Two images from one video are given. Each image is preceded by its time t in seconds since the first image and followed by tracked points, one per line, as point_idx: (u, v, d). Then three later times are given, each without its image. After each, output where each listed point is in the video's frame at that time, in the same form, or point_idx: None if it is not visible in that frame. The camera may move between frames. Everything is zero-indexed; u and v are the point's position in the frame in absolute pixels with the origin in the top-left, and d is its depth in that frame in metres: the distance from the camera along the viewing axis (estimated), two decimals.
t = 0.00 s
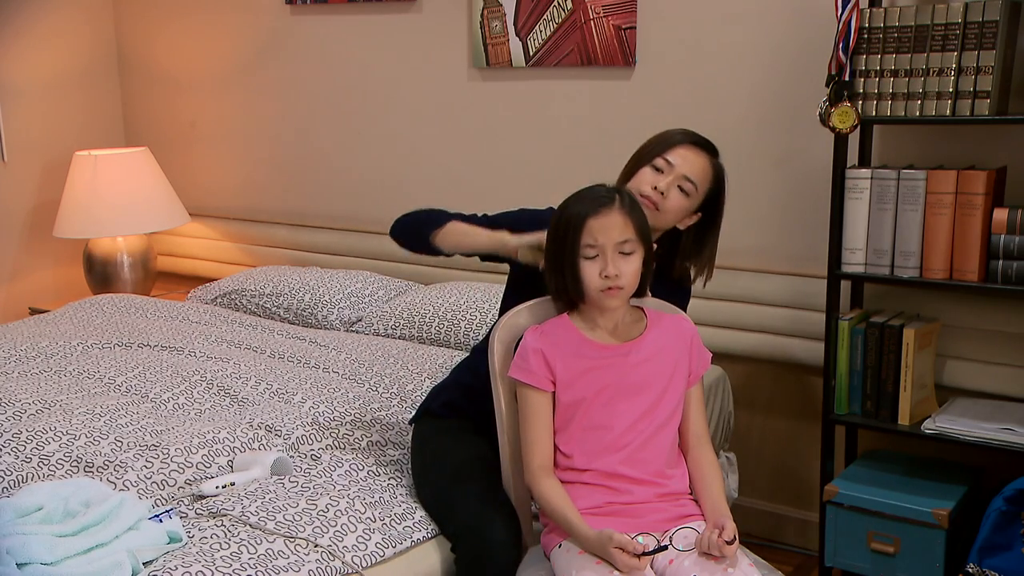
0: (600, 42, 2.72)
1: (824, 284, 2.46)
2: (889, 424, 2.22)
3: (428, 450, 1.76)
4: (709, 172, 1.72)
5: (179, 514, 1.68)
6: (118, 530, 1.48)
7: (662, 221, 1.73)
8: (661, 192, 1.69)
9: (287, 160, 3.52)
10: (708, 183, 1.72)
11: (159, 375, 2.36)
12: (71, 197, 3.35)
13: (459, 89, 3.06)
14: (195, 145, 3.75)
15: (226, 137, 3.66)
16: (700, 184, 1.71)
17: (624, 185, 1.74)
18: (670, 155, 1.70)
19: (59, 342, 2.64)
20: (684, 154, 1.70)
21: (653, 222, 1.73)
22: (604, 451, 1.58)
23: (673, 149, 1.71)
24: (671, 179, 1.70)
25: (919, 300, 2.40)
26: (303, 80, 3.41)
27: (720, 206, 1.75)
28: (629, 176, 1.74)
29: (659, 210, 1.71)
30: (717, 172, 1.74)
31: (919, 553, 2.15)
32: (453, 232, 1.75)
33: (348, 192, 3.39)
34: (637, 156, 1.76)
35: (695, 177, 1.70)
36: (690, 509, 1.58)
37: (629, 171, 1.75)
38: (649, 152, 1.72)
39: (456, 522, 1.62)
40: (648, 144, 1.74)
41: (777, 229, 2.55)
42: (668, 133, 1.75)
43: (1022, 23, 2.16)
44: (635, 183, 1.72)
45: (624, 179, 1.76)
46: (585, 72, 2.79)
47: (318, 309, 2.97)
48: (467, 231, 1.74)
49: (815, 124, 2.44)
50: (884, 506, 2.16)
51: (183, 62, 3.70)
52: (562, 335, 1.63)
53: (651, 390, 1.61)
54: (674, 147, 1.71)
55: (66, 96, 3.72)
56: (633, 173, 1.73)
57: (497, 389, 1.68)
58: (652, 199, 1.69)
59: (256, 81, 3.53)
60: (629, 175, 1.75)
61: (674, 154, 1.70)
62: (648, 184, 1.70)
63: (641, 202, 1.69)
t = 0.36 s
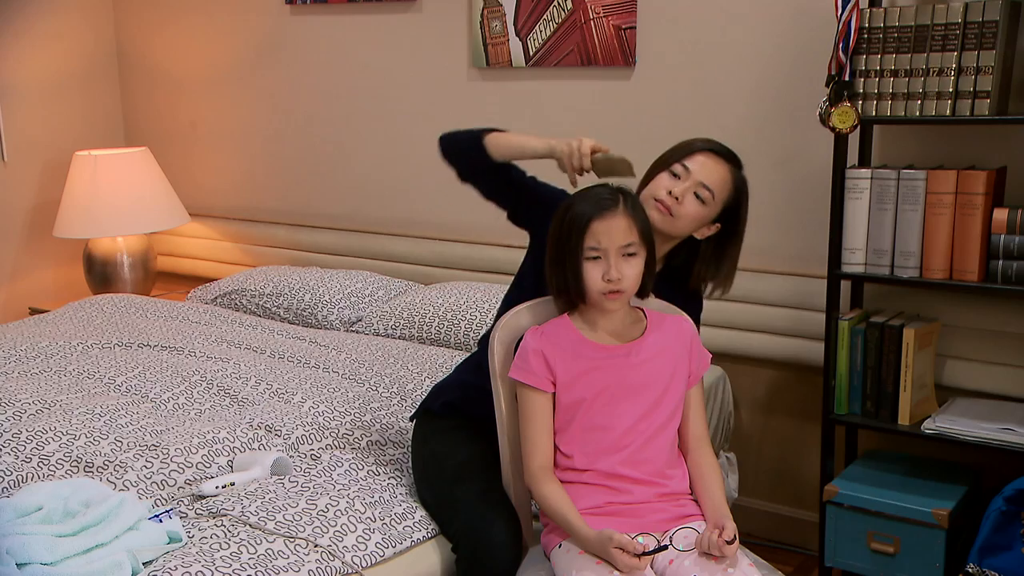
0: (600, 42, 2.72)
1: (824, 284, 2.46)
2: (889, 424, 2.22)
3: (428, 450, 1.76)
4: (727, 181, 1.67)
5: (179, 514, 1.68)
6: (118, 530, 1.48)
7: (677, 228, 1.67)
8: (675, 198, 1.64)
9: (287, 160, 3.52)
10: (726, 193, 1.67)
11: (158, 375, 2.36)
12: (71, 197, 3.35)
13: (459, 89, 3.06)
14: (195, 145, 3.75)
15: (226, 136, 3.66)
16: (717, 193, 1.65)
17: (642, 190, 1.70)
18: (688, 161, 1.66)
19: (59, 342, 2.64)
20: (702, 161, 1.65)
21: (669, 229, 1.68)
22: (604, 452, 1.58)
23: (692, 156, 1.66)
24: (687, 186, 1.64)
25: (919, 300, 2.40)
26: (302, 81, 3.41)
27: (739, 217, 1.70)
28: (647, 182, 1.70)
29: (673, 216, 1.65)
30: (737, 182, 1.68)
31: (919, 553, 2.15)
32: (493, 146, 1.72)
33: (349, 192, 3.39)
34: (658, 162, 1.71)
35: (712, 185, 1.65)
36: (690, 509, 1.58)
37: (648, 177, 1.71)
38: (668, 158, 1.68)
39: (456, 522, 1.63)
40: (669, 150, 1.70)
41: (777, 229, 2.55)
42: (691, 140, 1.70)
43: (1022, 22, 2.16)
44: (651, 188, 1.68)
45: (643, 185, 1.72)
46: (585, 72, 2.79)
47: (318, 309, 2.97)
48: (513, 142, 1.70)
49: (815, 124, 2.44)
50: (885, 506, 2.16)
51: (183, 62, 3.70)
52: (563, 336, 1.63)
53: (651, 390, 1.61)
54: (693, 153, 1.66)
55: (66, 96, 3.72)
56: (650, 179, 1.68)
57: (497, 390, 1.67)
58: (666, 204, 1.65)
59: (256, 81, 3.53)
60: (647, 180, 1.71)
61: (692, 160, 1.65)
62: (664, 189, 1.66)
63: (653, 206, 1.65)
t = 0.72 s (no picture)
0: (600, 42, 2.72)
1: (824, 284, 2.46)
2: (888, 424, 2.22)
3: (428, 450, 1.76)
4: (742, 193, 1.65)
5: (179, 514, 1.68)
6: (118, 530, 1.48)
7: (686, 238, 1.68)
8: (685, 209, 1.65)
9: (287, 160, 3.52)
10: (739, 205, 1.65)
11: (159, 375, 2.36)
12: (71, 198, 3.35)
13: (459, 89, 3.06)
14: (195, 145, 3.75)
15: (226, 137, 3.66)
16: (728, 205, 1.64)
17: (656, 196, 1.71)
18: (702, 171, 1.65)
19: (59, 342, 2.64)
20: (715, 172, 1.65)
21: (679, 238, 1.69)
22: (603, 452, 1.58)
23: (708, 167, 1.66)
24: (699, 197, 1.64)
25: (920, 300, 2.40)
26: (302, 81, 3.42)
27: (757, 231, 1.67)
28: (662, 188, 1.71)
29: (682, 226, 1.66)
30: (753, 194, 1.66)
31: (919, 553, 2.15)
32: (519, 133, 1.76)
33: (349, 192, 3.39)
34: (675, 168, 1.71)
35: (723, 196, 1.64)
36: (690, 509, 1.58)
37: (663, 183, 1.71)
38: (683, 167, 1.68)
39: (456, 521, 1.63)
40: (687, 158, 1.70)
41: (777, 230, 2.55)
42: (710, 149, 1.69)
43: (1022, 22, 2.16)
44: (664, 197, 1.69)
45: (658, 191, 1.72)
46: (585, 72, 2.79)
47: (318, 309, 2.97)
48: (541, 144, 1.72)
49: (815, 124, 2.44)
50: (884, 506, 2.16)
51: (183, 62, 3.70)
52: (564, 336, 1.63)
53: (651, 391, 1.61)
54: (709, 163, 1.66)
55: (66, 96, 3.72)
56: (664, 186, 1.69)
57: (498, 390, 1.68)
58: (675, 214, 1.66)
59: (256, 82, 3.53)
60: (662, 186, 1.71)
61: (706, 171, 1.65)
62: (676, 199, 1.66)
63: (662, 215, 1.67)
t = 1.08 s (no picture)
0: (600, 43, 2.72)
1: (824, 284, 2.46)
2: (889, 424, 2.22)
3: (428, 450, 1.76)
4: (744, 200, 1.66)
5: (179, 514, 1.68)
6: (118, 530, 1.48)
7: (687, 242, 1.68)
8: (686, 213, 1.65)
9: (286, 160, 3.52)
10: (741, 211, 1.67)
11: (159, 375, 2.36)
12: (71, 197, 3.34)
13: (459, 89, 3.06)
14: (194, 145, 3.75)
15: (226, 137, 3.66)
16: (730, 211, 1.66)
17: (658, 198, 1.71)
18: (704, 176, 1.66)
19: (59, 342, 2.64)
20: (718, 177, 1.65)
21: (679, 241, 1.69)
22: (603, 453, 1.58)
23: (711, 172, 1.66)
24: (700, 202, 1.65)
25: (920, 300, 2.40)
26: (302, 81, 3.42)
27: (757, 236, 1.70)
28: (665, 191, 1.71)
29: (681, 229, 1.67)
30: (754, 200, 1.67)
31: (919, 553, 2.15)
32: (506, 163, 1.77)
33: (348, 192, 3.39)
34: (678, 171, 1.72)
35: (725, 202, 1.65)
36: (690, 510, 1.58)
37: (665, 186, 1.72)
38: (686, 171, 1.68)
39: (455, 521, 1.63)
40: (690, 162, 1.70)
41: (777, 230, 2.55)
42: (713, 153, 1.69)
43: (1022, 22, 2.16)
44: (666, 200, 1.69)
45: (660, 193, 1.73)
46: (585, 72, 2.79)
47: (318, 309, 2.97)
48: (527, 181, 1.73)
49: (815, 124, 2.44)
50: (884, 506, 2.16)
51: (183, 62, 3.70)
52: (564, 336, 1.63)
53: (651, 392, 1.61)
54: (712, 168, 1.66)
55: (65, 96, 3.71)
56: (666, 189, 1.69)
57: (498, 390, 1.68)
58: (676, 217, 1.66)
59: (256, 81, 3.53)
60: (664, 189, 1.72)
61: (709, 176, 1.66)
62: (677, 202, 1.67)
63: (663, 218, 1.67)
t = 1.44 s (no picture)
0: (599, 43, 2.72)
1: (824, 284, 2.46)
2: (889, 424, 2.22)
3: (427, 450, 1.76)
4: (744, 200, 1.67)
5: (179, 514, 1.68)
6: (118, 530, 1.48)
7: (686, 242, 1.68)
8: (685, 213, 1.65)
9: (286, 160, 3.52)
10: (740, 211, 1.66)
11: (159, 375, 2.36)
12: (71, 198, 3.35)
13: (459, 89, 3.06)
14: (194, 145, 3.75)
15: (226, 137, 3.66)
16: (729, 211, 1.65)
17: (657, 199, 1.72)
18: (703, 176, 1.66)
19: (59, 342, 2.64)
20: (717, 177, 1.66)
21: (678, 242, 1.69)
22: (604, 453, 1.58)
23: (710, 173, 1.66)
24: (698, 201, 1.65)
25: (920, 300, 2.40)
26: (302, 81, 3.42)
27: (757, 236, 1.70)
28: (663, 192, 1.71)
29: (681, 230, 1.67)
30: (754, 201, 1.68)
31: (919, 553, 2.15)
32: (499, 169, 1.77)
33: (348, 192, 3.39)
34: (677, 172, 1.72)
35: (724, 202, 1.65)
36: (690, 509, 1.58)
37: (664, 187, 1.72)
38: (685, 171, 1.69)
39: (455, 522, 1.63)
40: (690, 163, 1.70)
41: (776, 230, 2.55)
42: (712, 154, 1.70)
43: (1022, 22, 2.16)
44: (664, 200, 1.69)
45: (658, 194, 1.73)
46: (584, 72, 2.79)
47: (318, 309, 2.97)
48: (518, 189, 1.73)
49: (815, 124, 2.44)
50: (884, 506, 2.16)
51: (183, 62, 3.70)
52: (565, 336, 1.62)
53: (652, 392, 1.61)
54: (710, 169, 1.67)
55: (65, 96, 3.71)
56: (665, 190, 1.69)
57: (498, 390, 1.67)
58: (674, 217, 1.66)
59: (256, 81, 3.53)
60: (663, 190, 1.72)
61: (708, 176, 1.66)
62: (676, 202, 1.67)
63: (662, 218, 1.67)
